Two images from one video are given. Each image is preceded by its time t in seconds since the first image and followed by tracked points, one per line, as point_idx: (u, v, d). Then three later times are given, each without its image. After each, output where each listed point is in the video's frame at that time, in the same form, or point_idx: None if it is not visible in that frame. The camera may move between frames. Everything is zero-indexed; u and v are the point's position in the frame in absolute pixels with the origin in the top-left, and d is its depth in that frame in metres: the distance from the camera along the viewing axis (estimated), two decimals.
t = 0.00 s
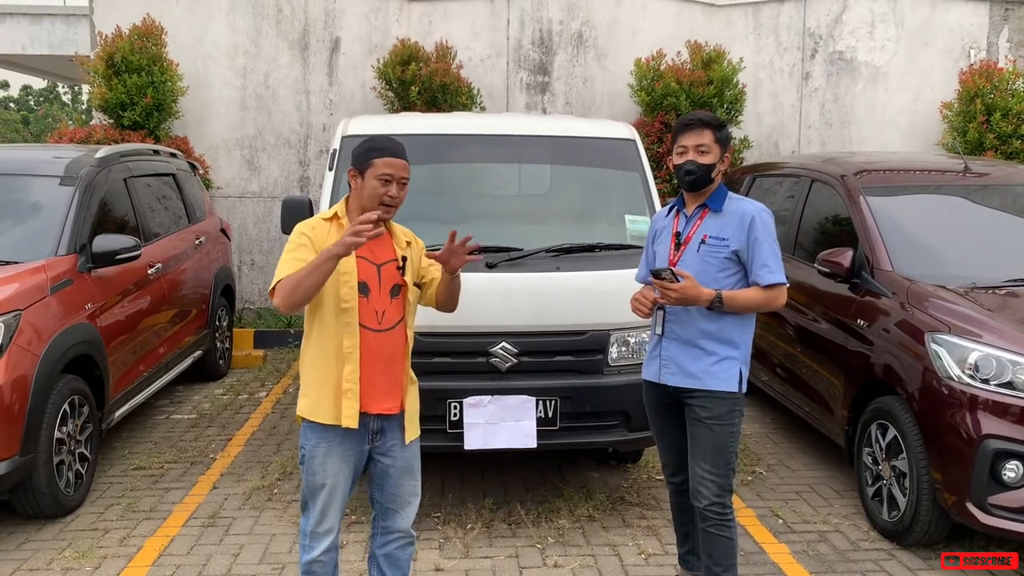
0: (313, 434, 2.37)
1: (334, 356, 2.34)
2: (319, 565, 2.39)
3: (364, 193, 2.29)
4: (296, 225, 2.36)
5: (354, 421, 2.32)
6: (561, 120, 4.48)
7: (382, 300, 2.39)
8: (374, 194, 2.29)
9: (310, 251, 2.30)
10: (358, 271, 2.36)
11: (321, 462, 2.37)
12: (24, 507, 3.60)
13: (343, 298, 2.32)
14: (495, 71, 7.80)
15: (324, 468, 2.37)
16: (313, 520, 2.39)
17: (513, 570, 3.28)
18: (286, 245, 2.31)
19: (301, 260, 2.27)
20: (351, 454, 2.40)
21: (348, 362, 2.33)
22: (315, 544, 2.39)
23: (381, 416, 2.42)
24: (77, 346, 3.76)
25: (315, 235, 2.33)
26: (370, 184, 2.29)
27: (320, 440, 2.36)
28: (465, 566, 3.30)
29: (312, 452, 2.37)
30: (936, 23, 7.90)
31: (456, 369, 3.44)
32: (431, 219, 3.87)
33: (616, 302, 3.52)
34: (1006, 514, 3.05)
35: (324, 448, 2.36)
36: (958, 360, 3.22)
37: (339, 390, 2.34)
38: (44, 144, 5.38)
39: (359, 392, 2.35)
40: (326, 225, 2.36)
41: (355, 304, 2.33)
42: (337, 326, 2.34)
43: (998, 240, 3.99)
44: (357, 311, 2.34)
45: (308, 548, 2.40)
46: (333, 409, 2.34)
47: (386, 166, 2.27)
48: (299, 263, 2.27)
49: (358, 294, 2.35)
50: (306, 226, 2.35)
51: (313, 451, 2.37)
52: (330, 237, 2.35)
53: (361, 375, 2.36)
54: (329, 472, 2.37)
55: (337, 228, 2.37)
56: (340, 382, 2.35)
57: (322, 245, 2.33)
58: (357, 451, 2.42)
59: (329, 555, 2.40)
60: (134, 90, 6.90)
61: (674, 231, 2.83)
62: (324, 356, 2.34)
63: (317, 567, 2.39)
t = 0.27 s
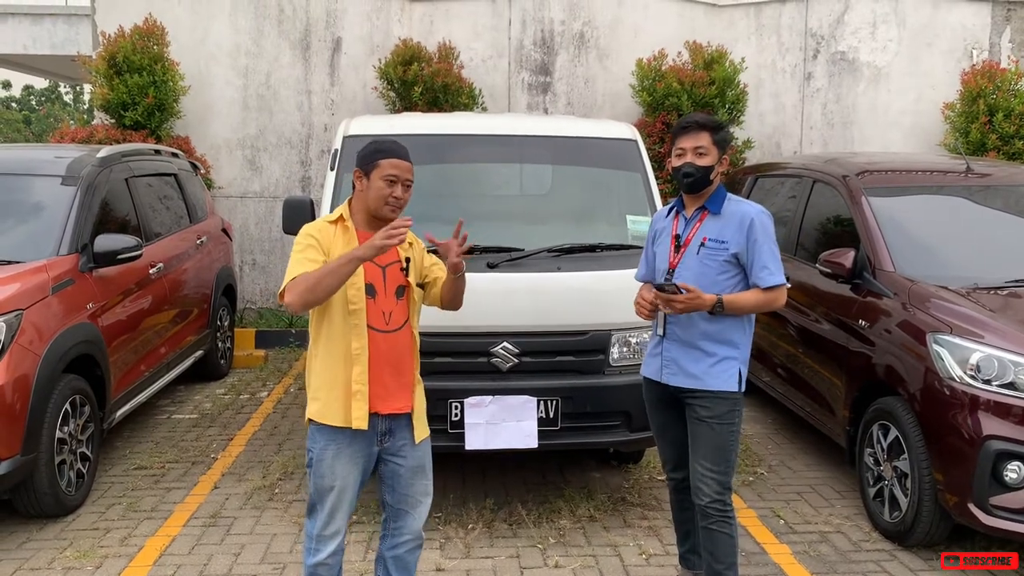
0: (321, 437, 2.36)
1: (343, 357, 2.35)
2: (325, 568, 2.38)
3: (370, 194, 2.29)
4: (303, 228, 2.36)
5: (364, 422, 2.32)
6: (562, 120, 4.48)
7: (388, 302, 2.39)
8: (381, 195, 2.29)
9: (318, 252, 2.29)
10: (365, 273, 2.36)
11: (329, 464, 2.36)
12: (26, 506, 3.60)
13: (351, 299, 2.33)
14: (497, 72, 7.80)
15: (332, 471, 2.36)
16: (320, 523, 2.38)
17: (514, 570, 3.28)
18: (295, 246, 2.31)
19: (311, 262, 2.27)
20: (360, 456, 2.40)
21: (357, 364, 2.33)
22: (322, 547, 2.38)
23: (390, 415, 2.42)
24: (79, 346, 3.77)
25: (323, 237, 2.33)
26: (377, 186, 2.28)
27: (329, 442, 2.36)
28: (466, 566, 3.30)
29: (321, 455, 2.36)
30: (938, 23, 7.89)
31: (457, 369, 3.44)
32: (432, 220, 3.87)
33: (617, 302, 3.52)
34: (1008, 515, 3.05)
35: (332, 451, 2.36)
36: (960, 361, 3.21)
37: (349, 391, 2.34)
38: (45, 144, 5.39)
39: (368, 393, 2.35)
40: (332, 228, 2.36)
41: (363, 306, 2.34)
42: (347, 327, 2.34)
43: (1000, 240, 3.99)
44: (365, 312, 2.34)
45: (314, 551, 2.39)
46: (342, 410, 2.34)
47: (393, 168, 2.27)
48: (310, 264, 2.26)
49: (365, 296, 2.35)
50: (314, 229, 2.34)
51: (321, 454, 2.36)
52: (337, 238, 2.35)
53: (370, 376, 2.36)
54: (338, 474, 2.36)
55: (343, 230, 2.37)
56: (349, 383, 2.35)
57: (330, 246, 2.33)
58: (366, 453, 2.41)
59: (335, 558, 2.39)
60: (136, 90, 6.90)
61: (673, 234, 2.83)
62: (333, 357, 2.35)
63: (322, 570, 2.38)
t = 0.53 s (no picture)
0: (330, 439, 2.36)
1: (349, 353, 2.34)
2: (331, 569, 2.39)
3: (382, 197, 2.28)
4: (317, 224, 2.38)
5: (365, 419, 2.31)
6: (564, 119, 4.48)
7: (396, 302, 2.39)
8: (393, 198, 2.28)
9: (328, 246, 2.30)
10: (375, 272, 2.37)
11: (337, 467, 2.36)
12: (28, 504, 3.61)
13: (359, 296, 2.33)
14: (499, 71, 7.80)
15: (340, 473, 2.36)
16: (327, 525, 2.38)
17: (515, 569, 3.28)
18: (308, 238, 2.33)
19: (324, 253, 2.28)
20: (369, 458, 2.40)
21: (361, 360, 2.33)
22: (327, 549, 2.38)
23: (398, 416, 2.42)
24: (81, 344, 3.77)
25: (335, 234, 2.34)
26: (390, 189, 2.28)
27: (337, 444, 2.36)
28: (468, 565, 3.30)
29: (329, 458, 2.36)
30: (940, 23, 7.88)
31: (459, 368, 3.45)
32: (435, 219, 3.88)
33: (618, 301, 3.52)
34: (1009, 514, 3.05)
35: (340, 453, 2.36)
36: (962, 361, 3.21)
37: (351, 386, 2.34)
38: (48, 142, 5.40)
39: (371, 389, 2.34)
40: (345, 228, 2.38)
41: (370, 303, 2.34)
42: (353, 323, 2.34)
43: (1002, 240, 3.98)
44: (371, 309, 2.34)
45: (320, 553, 2.40)
46: (345, 406, 2.33)
47: (406, 171, 2.28)
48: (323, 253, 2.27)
49: (373, 294, 2.35)
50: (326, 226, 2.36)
51: (330, 456, 2.36)
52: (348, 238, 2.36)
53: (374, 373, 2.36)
54: (346, 477, 2.36)
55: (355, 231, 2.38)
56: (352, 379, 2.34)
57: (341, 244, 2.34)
58: (374, 455, 2.41)
59: (341, 559, 2.40)
60: (139, 88, 6.91)
61: (673, 234, 2.83)
62: (339, 352, 2.35)
63: (328, 571, 2.39)
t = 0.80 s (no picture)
0: (338, 432, 2.37)
1: (356, 344, 2.34)
2: (333, 564, 2.38)
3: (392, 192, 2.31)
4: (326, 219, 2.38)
5: (368, 409, 2.30)
6: (566, 117, 4.48)
7: (406, 295, 2.39)
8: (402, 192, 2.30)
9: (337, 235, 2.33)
10: (387, 264, 2.36)
11: (343, 461, 2.36)
12: (30, 502, 3.61)
13: (371, 286, 2.32)
14: (501, 69, 7.78)
15: (346, 467, 2.36)
16: (330, 518, 2.37)
17: (517, 568, 3.28)
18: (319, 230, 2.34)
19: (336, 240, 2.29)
20: (374, 454, 2.40)
21: (368, 351, 2.33)
22: (330, 543, 2.38)
23: (407, 409, 2.42)
24: (83, 342, 3.77)
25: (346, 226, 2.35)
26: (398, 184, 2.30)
27: (345, 437, 2.36)
28: (470, 564, 3.30)
29: (336, 451, 2.36)
30: (943, 21, 7.87)
31: (460, 367, 3.44)
32: (436, 217, 3.87)
33: (620, 300, 3.52)
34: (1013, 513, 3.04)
35: (347, 447, 2.36)
36: (964, 360, 3.20)
37: (357, 378, 2.33)
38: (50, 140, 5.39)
39: (376, 379, 2.34)
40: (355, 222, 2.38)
41: (380, 294, 2.33)
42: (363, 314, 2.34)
43: (1005, 239, 3.98)
44: (381, 300, 2.34)
45: (321, 547, 2.39)
46: (349, 396, 2.32)
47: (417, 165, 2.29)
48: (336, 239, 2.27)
49: (384, 286, 2.34)
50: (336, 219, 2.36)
51: (336, 450, 2.36)
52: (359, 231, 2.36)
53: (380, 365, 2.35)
54: (352, 471, 2.36)
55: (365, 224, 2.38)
56: (358, 370, 2.34)
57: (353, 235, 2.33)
58: (380, 450, 2.41)
59: (343, 554, 2.39)
60: (141, 86, 6.91)
61: (672, 232, 2.83)
62: (346, 342, 2.35)
63: (331, 565, 2.38)
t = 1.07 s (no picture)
0: (342, 428, 2.36)
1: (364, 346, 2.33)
2: (334, 563, 2.38)
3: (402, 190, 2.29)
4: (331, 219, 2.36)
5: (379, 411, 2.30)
6: (566, 115, 4.47)
7: (412, 294, 2.39)
8: (412, 190, 2.30)
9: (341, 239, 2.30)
10: (392, 264, 2.36)
11: (346, 459, 2.35)
12: (31, 501, 3.61)
13: (376, 288, 2.31)
14: (501, 66, 7.77)
15: (349, 465, 2.35)
16: (332, 518, 2.37)
17: (518, 565, 3.28)
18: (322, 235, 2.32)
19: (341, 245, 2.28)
20: (377, 451, 2.39)
21: (376, 352, 2.32)
22: (331, 542, 2.37)
23: (412, 407, 2.43)
24: (84, 340, 3.77)
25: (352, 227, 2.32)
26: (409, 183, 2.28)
27: (348, 435, 2.35)
28: (470, 561, 3.30)
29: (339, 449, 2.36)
30: (944, 18, 7.86)
31: (461, 365, 3.44)
32: (437, 215, 3.87)
33: (621, 297, 3.52)
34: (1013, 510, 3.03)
35: (351, 444, 2.35)
36: (965, 357, 3.20)
37: (366, 380, 2.33)
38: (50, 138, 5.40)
39: (385, 380, 2.34)
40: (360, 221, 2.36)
41: (387, 296, 2.32)
42: (370, 316, 2.33)
43: (1006, 236, 3.97)
44: (388, 302, 2.33)
45: (322, 546, 2.39)
46: (359, 398, 2.32)
47: (428, 164, 2.29)
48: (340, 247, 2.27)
49: (390, 287, 2.34)
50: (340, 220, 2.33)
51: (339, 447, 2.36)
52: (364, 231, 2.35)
53: (388, 366, 2.35)
54: (355, 469, 2.36)
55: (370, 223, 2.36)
56: (367, 371, 2.33)
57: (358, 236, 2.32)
58: (382, 448, 2.41)
59: (343, 554, 2.39)
60: (141, 84, 6.91)
61: (672, 229, 2.84)
62: (354, 345, 2.33)
63: (331, 565, 2.38)
